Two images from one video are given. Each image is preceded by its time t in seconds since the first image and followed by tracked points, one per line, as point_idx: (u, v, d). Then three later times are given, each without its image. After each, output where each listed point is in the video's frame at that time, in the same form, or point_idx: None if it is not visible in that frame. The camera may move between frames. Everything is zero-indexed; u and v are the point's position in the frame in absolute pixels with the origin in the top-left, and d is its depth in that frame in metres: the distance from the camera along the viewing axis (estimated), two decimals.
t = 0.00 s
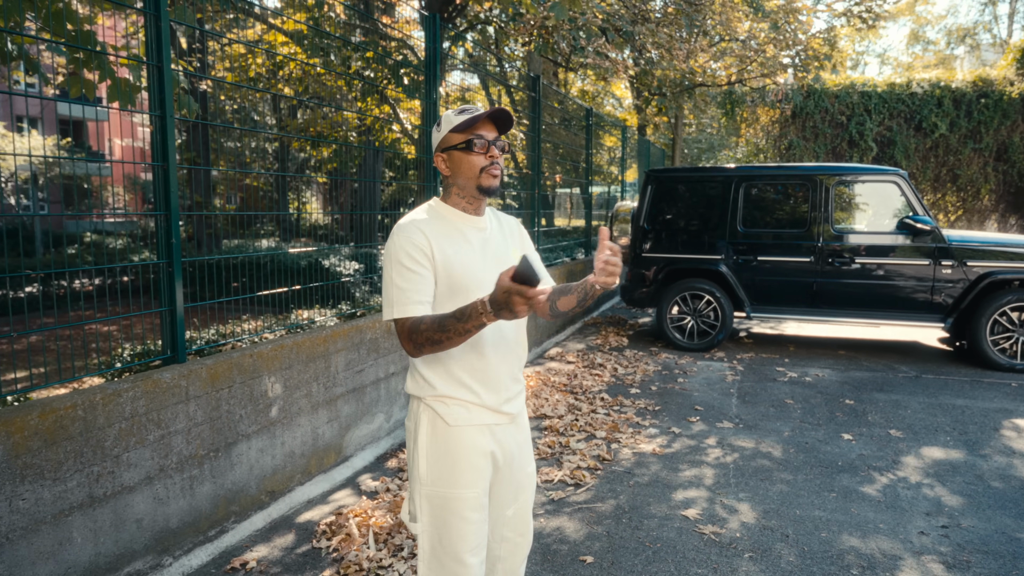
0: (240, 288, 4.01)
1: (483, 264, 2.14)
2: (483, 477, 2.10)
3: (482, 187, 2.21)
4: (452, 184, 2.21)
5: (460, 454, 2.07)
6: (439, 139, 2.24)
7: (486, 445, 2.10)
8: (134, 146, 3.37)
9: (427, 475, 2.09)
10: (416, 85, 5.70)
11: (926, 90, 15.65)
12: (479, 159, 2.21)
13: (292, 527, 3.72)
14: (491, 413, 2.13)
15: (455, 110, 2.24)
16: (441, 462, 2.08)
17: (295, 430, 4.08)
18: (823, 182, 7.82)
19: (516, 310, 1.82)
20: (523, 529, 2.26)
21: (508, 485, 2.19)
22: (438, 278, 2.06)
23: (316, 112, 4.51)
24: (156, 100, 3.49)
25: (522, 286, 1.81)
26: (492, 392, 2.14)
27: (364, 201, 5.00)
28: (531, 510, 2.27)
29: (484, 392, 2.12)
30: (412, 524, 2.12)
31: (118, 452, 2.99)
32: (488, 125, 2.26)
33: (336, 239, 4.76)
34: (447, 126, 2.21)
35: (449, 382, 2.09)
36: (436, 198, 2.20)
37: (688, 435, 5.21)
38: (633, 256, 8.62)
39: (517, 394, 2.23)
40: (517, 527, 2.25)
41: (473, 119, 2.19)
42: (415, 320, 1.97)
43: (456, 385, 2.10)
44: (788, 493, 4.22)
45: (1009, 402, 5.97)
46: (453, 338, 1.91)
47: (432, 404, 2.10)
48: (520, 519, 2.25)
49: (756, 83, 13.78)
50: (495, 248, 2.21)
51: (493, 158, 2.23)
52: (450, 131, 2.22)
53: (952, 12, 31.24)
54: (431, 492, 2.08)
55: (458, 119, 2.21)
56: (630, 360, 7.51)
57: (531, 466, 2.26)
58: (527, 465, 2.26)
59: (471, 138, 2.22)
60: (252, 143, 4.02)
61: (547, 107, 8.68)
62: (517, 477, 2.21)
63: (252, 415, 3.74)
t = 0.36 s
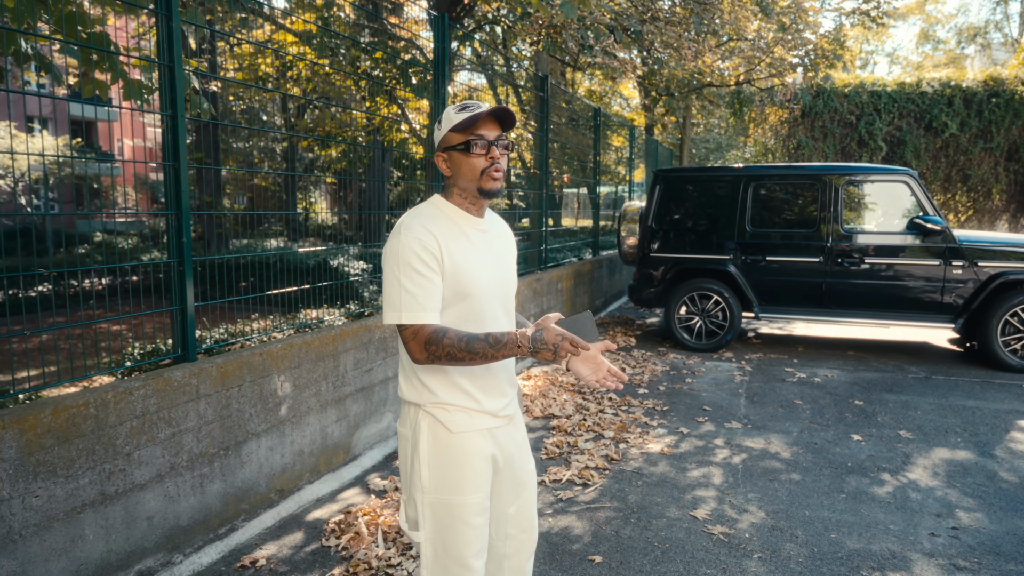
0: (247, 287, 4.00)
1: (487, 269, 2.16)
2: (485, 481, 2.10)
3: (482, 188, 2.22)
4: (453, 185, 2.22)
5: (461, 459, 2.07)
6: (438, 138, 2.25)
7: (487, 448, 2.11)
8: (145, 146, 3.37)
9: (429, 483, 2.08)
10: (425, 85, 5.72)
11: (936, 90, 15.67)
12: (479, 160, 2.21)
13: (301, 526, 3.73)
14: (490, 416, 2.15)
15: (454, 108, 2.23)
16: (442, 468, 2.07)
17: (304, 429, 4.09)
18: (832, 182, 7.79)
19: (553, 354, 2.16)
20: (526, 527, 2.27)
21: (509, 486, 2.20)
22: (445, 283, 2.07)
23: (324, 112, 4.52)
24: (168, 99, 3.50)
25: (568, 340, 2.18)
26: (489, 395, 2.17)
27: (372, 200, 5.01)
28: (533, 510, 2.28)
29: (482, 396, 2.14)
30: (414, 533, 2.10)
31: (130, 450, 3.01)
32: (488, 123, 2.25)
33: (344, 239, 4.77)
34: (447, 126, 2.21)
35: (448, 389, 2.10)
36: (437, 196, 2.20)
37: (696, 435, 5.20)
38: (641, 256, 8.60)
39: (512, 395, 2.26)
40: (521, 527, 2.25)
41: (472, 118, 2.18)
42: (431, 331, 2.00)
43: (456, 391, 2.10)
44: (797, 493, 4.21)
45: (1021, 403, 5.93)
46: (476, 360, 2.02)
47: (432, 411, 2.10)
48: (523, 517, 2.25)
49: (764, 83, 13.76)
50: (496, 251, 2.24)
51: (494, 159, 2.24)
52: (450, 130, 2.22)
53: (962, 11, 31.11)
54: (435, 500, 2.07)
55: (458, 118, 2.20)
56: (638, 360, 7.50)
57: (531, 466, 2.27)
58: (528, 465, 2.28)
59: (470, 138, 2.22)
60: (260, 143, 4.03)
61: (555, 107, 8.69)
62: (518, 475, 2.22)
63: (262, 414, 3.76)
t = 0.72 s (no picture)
0: (248, 288, 4.02)
1: (487, 269, 2.20)
2: (483, 476, 2.13)
3: (482, 191, 2.24)
4: (453, 186, 2.25)
5: (461, 455, 2.10)
6: (441, 138, 2.27)
7: (485, 444, 2.14)
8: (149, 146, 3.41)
9: (429, 479, 2.11)
10: (427, 86, 5.75)
11: (937, 91, 15.73)
12: (480, 161, 2.23)
13: (305, 523, 3.76)
14: (488, 413, 2.18)
15: (457, 108, 2.26)
16: (442, 465, 2.10)
17: (308, 427, 4.13)
18: (831, 183, 7.81)
19: (553, 354, 2.17)
20: (523, 522, 2.30)
21: (506, 481, 2.23)
22: (446, 283, 2.10)
23: (326, 113, 4.54)
24: (174, 100, 3.54)
25: (567, 339, 2.19)
26: (488, 393, 2.20)
27: (374, 200, 5.05)
28: (530, 505, 2.31)
29: (480, 393, 2.17)
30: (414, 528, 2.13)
31: (136, 447, 3.04)
32: (490, 124, 2.27)
33: (345, 239, 4.80)
34: (449, 126, 2.23)
35: (448, 388, 2.13)
36: (437, 196, 2.23)
37: (697, 434, 5.23)
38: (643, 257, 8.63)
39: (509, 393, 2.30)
40: (518, 522, 2.29)
41: (474, 120, 2.21)
42: (431, 332, 2.03)
43: (456, 389, 2.13)
44: (797, 492, 4.23)
45: (1020, 403, 5.96)
46: (475, 361, 2.05)
47: (432, 408, 2.13)
48: (520, 512, 2.29)
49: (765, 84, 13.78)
50: (495, 251, 2.27)
51: (494, 160, 2.26)
52: (452, 131, 2.24)
53: (963, 12, 31.16)
54: (435, 496, 2.10)
55: (460, 119, 2.23)
56: (639, 360, 7.53)
57: (528, 462, 2.31)
58: (525, 461, 2.31)
59: (471, 138, 2.24)
60: (262, 143, 4.06)
61: (556, 108, 8.71)
62: (515, 471, 2.26)
63: (266, 412, 3.79)
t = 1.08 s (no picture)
0: (249, 289, 4.04)
1: (496, 265, 2.19)
2: (486, 468, 2.16)
3: (492, 187, 2.27)
4: (465, 185, 2.29)
5: (464, 446, 2.13)
6: (451, 139, 2.31)
7: (489, 437, 2.17)
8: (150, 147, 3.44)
9: (432, 467, 2.15)
10: (428, 88, 5.78)
11: (937, 91, 15.77)
12: (489, 160, 2.28)
13: (307, 521, 3.79)
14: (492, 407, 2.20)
15: (467, 110, 2.30)
16: (446, 454, 2.13)
17: (310, 426, 4.15)
18: (831, 183, 7.84)
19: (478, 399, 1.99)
20: (526, 516, 2.31)
21: (510, 475, 2.25)
22: (447, 278, 2.12)
23: (328, 113, 4.57)
24: (177, 101, 3.57)
25: (497, 391, 1.96)
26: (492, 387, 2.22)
27: (375, 201, 5.08)
28: (534, 501, 2.33)
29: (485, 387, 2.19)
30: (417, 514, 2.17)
31: (140, 445, 3.07)
32: (500, 124, 2.31)
33: (346, 240, 4.82)
34: (459, 126, 2.28)
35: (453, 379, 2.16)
36: (451, 194, 2.26)
37: (697, 433, 5.25)
38: (643, 257, 8.65)
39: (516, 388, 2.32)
40: (521, 517, 2.30)
41: (484, 120, 2.25)
42: (395, 323, 2.12)
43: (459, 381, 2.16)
44: (796, 490, 4.26)
45: (1019, 402, 5.97)
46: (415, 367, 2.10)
47: (437, 399, 2.16)
48: (524, 507, 2.31)
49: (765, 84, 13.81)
50: (507, 249, 2.27)
51: (504, 158, 2.30)
52: (462, 131, 2.28)
53: (964, 12, 31.19)
54: (438, 484, 2.14)
55: (471, 120, 2.27)
56: (640, 360, 7.55)
57: (534, 457, 2.32)
58: (531, 456, 2.33)
59: (481, 139, 2.28)
60: (263, 144, 4.08)
61: (557, 108, 8.74)
62: (518, 465, 2.27)
63: (268, 410, 3.82)
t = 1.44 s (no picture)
0: (249, 290, 4.04)
1: (504, 260, 2.20)
2: (496, 459, 2.15)
3: (506, 183, 2.26)
4: (479, 184, 2.27)
5: (474, 436, 2.13)
6: (461, 142, 2.32)
7: (500, 429, 2.16)
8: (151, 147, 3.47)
9: (444, 456, 2.16)
10: (428, 88, 5.78)
11: (937, 91, 15.77)
12: (502, 159, 2.27)
13: (306, 521, 3.79)
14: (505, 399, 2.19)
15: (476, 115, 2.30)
16: (456, 443, 2.14)
17: (309, 426, 4.15)
18: (831, 183, 7.84)
19: (491, 401, 2.06)
20: (536, 510, 2.31)
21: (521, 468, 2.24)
22: (454, 271, 2.14)
23: (327, 113, 4.57)
24: (176, 101, 3.58)
25: (510, 394, 2.08)
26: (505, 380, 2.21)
27: (375, 201, 5.09)
28: (545, 495, 2.32)
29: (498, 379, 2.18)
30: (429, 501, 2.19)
31: (139, 444, 3.07)
32: (509, 125, 2.31)
33: (346, 240, 4.83)
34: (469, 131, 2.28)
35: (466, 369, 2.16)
36: (464, 197, 2.27)
37: (696, 433, 5.25)
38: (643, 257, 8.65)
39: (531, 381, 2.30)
40: (531, 510, 2.30)
41: (494, 122, 2.25)
42: (412, 315, 2.10)
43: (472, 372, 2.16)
44: (796, 490, 4.26)
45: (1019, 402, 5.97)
46: (431, 362, 2.10)
47: (450, 389, 2.17)
48: (534, 501, 2.30)
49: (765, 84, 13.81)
50: (517, 246, 2.28)
51: (516, 156, 2.29)
52: (473, 134, 2.28)
53: (964, 12, 31.18)
54: (448, 473, 2.15)
55: (481, 124, 2.26)
56: (640, 360, 7.55)
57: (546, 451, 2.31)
58: (543, 451, 2.31)
59: (492, 139, 2.28)
60: (263, 144, 4.09)
61: (557, 108, 8.74)
62: (530, 459, 2.26)
63: (268, 410, 3.82)
